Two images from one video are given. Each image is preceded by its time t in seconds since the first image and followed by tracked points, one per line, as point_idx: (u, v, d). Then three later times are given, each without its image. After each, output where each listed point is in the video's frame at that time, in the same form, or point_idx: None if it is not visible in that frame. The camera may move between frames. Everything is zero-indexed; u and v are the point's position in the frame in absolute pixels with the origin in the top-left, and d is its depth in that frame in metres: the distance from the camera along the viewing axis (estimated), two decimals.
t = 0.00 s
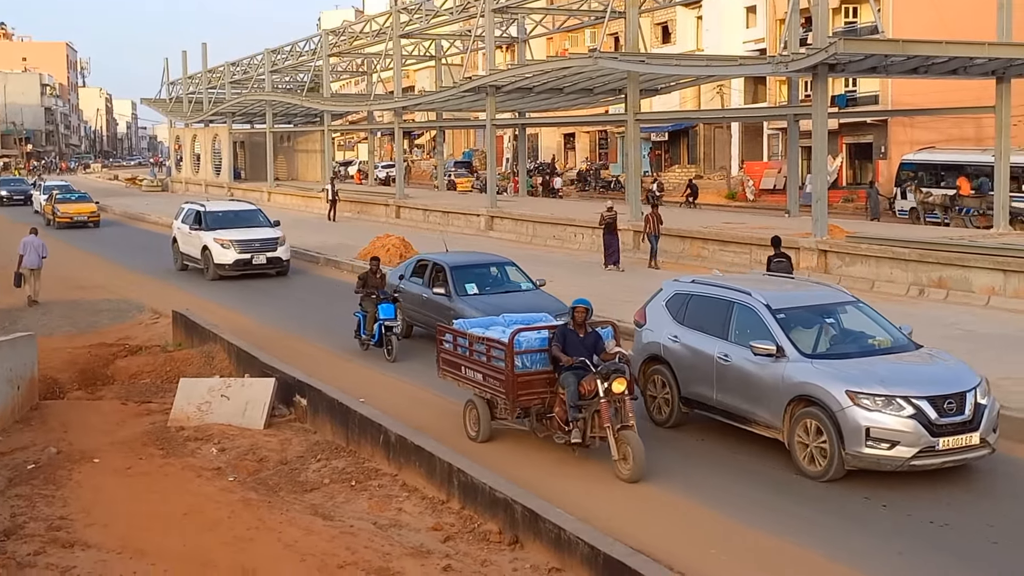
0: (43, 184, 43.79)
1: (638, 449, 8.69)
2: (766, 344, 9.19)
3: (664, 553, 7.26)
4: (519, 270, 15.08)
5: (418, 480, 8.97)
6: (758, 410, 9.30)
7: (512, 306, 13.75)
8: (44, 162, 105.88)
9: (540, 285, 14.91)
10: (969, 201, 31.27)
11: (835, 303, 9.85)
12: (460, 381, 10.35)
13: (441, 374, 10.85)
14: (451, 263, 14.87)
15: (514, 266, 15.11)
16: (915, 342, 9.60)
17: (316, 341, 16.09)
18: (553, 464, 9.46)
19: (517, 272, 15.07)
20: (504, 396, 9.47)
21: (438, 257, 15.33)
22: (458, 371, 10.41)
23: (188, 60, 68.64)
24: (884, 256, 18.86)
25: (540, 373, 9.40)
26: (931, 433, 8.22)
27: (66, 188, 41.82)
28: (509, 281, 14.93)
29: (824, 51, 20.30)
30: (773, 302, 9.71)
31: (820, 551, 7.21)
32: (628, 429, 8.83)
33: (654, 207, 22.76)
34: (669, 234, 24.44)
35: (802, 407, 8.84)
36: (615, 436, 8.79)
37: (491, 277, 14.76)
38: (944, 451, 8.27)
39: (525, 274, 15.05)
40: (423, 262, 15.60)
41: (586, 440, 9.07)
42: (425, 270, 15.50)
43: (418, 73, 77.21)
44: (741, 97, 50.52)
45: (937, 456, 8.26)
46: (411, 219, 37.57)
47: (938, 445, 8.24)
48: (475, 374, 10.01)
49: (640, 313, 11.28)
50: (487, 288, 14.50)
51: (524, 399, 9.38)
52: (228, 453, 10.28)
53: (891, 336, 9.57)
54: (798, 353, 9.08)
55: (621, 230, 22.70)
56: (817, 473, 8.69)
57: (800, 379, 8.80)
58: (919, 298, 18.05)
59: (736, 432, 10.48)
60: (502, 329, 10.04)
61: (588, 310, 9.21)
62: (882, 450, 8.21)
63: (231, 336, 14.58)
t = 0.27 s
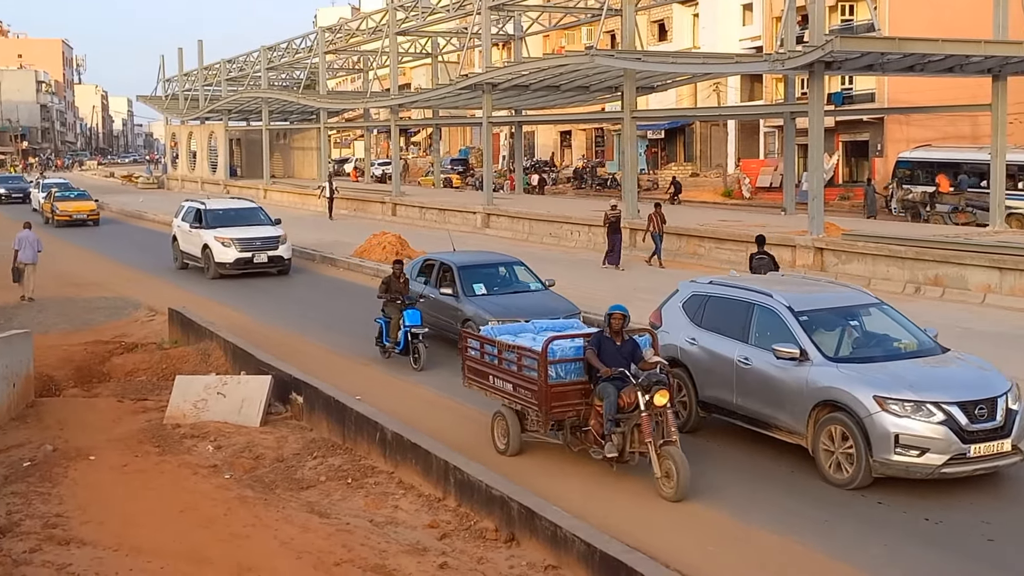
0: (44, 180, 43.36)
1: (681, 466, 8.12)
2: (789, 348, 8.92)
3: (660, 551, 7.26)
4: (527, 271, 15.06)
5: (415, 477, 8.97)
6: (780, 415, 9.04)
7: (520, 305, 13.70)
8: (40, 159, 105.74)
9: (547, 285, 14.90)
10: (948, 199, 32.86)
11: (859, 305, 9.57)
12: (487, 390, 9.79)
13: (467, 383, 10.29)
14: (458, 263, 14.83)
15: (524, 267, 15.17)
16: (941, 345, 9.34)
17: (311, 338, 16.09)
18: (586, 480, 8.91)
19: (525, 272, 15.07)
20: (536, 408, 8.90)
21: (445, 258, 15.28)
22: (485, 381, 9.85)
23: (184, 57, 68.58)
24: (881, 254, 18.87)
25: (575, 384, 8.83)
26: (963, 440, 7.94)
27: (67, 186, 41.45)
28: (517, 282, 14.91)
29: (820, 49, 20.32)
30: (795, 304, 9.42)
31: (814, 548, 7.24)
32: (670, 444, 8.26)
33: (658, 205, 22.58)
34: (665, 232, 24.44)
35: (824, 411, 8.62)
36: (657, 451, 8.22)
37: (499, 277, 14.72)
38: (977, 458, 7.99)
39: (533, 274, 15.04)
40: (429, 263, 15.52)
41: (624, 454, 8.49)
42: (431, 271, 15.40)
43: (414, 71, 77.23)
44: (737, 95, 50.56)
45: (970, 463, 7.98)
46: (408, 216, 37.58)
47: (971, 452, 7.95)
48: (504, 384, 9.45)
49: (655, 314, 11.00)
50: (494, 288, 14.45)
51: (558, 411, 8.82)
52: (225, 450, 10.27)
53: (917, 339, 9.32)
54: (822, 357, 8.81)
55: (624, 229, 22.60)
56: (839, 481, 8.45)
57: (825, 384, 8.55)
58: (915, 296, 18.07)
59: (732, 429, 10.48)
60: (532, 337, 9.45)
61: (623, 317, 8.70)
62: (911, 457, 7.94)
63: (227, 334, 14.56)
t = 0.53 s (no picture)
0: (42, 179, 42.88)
1: (733, 486, 7.54)
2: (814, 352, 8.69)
3: (657, 549, 7.26)
4: (536, 272, 14.98)
5: (410, 476, 8.96)
6: (805, 421, 8.78)
7: (531, 308, 13.59)
8: (34, 157, 105.51)
9: (556, 285, 14.86)
10: (926, 195, 33.09)
11: (883, 308, 9.35)
12: (518, 403, 9.16)
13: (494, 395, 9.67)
14: (465, 264, 14.67)
15: (533, 266, 15.14)
16: (968, 350, 9.11)
17: (307, 336, 16.12)
18: (626, 499, 8.32)
19: (532, 272, 14.98)
20: (573, 424, 8.26)
21: (450, 258, 15.08)
22: (517, 394, 9.20)
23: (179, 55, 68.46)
24: (876, 252, 18.88)
25: (614, 398, 8.20)
26: (996, 448, 7.70)
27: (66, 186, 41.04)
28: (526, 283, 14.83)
29: (816, 47, 20.32)
30: (818, 307, 9.19)
31: (810, 546, 7.26)
32: (720, 462, 7.70)
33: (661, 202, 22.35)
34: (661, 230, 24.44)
35: (850, 418, 8.37)
36: (706, 470, 7.66)
37: (508, 277, 14.62)
38: (1011, 466, 7.75)
39: (542, 275, 14.98)
40: (434, 263, 15.29)
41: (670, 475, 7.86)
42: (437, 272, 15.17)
43: (410, 69, 77.20)
44: (732, 93, 50.57)
45: (1003, 472, 7.74)
46: (403, 214, 37.55)
47: (1004, 461, 7.71)
48: (537, 397, 8.81)
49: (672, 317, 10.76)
50: (504, 289, 14.33)
51: (597, 427, 8.18)
52: (220, 448, 10.26)
53: (944, 343, 9.09)
54: (848, 362, 8.59)
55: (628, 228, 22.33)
56: (867, 489, 8.19)
57: (851, 390, 8.32)
58: (911, 294, 18.10)
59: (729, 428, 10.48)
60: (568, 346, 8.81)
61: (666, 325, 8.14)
62: (943, 466, 7.69)
63: (223, 332, 14.55)
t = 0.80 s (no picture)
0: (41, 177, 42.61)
1: (793, 509, 6.97)
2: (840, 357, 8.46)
3: (651, 547, 7.28)
4: (546, 273, 14.64)
5: (406, 474, 8.96)
6: (832, 429, 8.57)
7: (543, 311, 13.26)
8: (29, 155, 105.28)
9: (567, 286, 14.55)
10: (907, 193, 33.99)
11: (910, 311, 9.11)
12: (553, 418, 8.66)
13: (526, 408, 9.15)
14: (475, 265, 14.33)
15: (543, 267, 14.83)
16: (998, 354, 8.88)
17: (303, 335, 16.09)
18: (673, 521, 7.76)
19: (543, 273, 14.67)
20: (616, 441, 7.76)
21: (460, 258, 14.72)
22: (551, 408, 8.70)
23: (175, 53, 68.36)
24: (872, 251, 18.91)
25: (661, 414, 7.68)
26: None
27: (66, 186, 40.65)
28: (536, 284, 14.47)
29: (812, 46, 20.34)
30: (844, 311, 8.96)
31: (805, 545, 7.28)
32: (777, 485, 7.15)
33: (665, 203, 22.14)
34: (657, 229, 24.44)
35: (881, 425, 8.15)
36: (763, 494, 7.10)
37: (517, 279, 14.29)
38: None
39: (552, 276, 14.65)
40: (444, 264, 14.93)
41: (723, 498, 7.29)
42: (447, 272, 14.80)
43: (406, 67, 77.18)
44: (728, 91, 50.59)
45: None
46: (399, 213, 37.54)
47: None
48: (575, 412, 8.31)
49: (691, 321, 10.65)
50: (514, 291, 14.00)
51: (642, 445, 7.66)
52: (216, 447, 10.25)
53: (973, 347, 8.85)
54: (876, 367, 8.37)
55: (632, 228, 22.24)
56: (899, 499, 7.94)
57: (879, 397, 8.11)
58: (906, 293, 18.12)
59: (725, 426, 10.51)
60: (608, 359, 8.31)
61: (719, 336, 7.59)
62: (977, 475, 7.47)
63: (219, 330, 14.53)
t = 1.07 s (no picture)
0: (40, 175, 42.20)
1: (863, 536, 6.43)
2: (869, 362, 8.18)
3: (647, 545, 7.28)
4: (556, 273, 14.30)
5: (402, 472, 8.95)
6: (861, 438, 8.32)
7: (554, 314, 12.87)
8: (24, 153, 105.02)
9: (576, 288, 14.17)
10: (885, 191, 34.18)
11: (939, 314, 8.79)
12: (593, 435, 8.09)
13: (562, 423, 8.58)
14: (484, 266, 13.93)
15: (553, 269, 14.46)
16: None
17: (299, 332, 16.08)
18: (728, 547, 7.19)
19: (553, 275, 14.30)
20: (665, 461, 7.21)
21: (468, 259, 14.34)
22: (590, 424, 8.13)
23: (171, 51, 68.26)
24: (867, 249, 18.93)
25: (713, 432, 7.15)
26: None
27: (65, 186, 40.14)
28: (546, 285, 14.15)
29: (808, 44, 20.33)
30: (872, 314, 8.65)
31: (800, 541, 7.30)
32: (845, 510, 6.61)
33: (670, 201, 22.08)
34: (653, 227, 24.45)
35: (910, 433, 7.90)
36: (830, 519, 6.56)
37: (526, 280, 13.94)
38: None
39: (562, 277, 14.31)
40: (451, 265, 14.56)
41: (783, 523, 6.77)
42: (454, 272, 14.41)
43: (402, 65, 77.15)
44: (725, 89, 50.62)
45: None
46: (395, 210, 37.52)
47: None
48: (617, 429, 7.75)
49: (708, 323, 10.31)
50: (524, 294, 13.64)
51: (693, 465, 7.11)
52: (212, 444, 10.24)
53: (1005, 353, 8.55)
54: (906, 374, 8.11)
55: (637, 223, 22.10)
56: (933, 510, 7.66)
57: (910, 404, 7.86)
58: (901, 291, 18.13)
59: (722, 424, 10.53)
60: (653, 372, 7.75)
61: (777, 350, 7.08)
62: (1012, 485, 7.22)
63: (215, 328, 14.53)
